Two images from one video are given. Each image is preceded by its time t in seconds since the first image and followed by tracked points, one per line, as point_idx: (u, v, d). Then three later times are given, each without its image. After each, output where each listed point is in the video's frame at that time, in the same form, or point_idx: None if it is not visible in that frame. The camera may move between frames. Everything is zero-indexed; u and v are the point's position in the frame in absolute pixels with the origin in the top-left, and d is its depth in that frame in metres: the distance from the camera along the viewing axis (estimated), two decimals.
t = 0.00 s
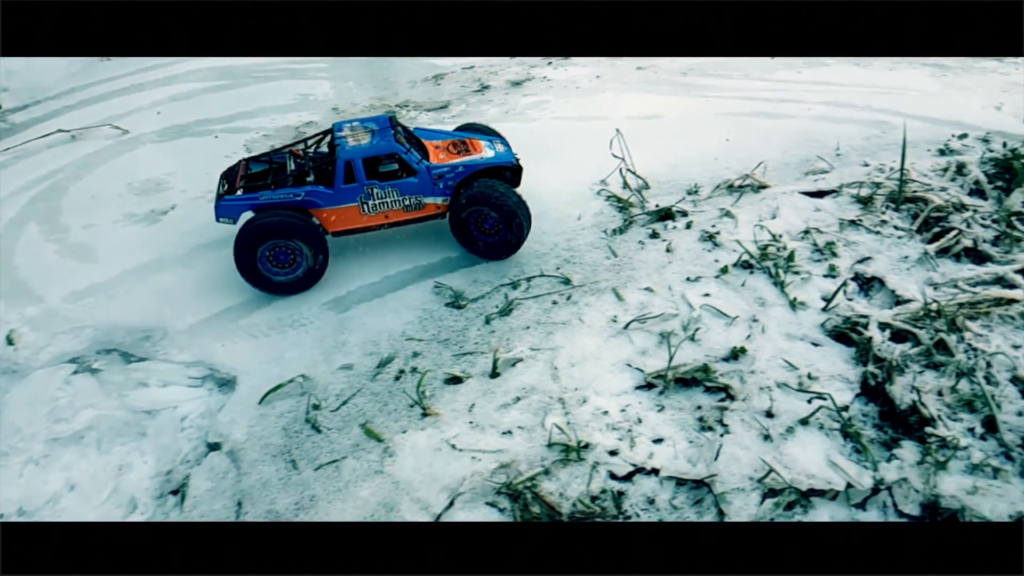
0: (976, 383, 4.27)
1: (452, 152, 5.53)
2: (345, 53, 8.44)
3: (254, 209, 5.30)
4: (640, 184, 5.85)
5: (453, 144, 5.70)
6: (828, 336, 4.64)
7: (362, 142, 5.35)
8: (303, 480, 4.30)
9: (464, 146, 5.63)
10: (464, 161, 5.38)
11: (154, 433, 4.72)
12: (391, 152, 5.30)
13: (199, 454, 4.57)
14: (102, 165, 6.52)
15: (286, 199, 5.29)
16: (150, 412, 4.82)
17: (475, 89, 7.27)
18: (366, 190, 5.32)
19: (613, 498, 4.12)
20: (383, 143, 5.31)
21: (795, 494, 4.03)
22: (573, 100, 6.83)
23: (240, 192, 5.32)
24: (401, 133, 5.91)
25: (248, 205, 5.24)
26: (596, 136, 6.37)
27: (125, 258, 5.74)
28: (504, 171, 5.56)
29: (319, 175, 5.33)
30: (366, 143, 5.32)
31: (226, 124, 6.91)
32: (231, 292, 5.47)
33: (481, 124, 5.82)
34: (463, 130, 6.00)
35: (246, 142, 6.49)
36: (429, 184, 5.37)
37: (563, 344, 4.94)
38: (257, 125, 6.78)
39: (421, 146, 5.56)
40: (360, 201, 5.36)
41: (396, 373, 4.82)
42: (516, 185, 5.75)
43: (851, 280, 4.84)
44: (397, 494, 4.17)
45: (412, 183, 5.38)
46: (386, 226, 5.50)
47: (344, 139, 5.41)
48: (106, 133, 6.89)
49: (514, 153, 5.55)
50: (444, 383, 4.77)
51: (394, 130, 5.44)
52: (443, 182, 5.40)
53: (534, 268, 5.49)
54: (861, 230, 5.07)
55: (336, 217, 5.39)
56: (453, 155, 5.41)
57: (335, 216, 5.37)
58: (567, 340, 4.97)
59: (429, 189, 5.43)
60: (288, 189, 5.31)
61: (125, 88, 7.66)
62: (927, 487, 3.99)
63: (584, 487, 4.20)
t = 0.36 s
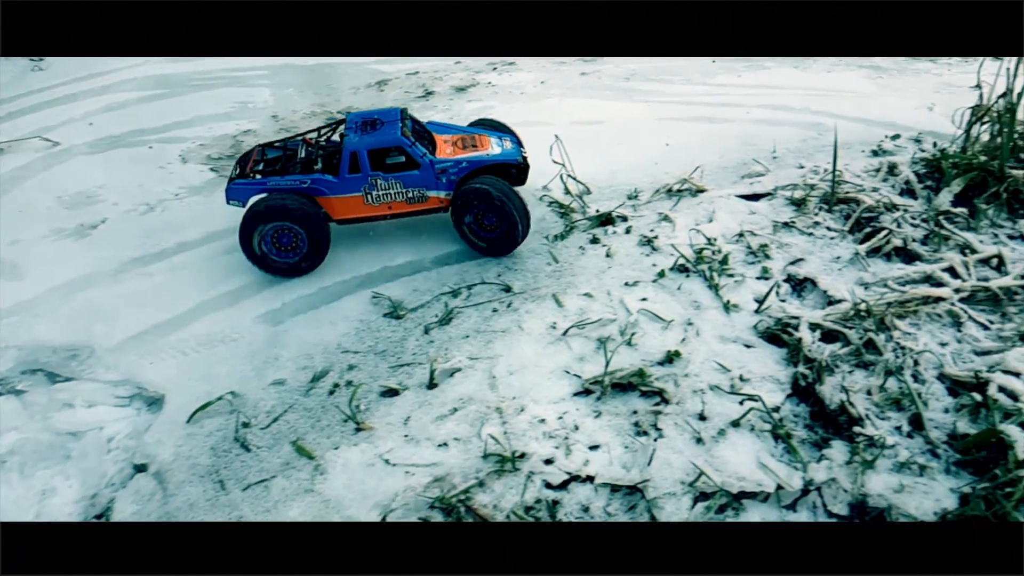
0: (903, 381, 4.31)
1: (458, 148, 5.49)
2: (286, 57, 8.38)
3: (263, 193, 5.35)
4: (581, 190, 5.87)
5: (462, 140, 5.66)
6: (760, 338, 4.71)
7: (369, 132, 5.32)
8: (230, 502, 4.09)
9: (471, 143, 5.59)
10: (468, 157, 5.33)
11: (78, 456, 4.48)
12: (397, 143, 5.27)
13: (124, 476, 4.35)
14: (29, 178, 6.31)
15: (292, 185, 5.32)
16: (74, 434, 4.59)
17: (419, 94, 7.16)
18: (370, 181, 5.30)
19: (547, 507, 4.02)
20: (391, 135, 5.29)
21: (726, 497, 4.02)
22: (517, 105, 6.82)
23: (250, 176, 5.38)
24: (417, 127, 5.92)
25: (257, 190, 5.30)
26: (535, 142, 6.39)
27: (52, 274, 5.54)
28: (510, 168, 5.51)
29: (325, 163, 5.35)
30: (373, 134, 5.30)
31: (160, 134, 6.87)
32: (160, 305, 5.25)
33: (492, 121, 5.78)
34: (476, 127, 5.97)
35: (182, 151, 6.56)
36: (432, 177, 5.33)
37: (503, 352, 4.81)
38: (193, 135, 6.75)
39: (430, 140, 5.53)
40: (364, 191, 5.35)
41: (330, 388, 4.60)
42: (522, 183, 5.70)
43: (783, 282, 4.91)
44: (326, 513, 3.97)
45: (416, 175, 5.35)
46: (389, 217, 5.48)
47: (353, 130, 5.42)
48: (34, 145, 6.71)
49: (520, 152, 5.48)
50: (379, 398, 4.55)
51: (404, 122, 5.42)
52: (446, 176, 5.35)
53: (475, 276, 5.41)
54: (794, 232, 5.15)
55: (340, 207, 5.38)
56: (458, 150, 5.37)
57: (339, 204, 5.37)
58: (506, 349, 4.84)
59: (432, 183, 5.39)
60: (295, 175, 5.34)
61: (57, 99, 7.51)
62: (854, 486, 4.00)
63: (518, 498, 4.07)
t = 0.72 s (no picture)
0: (828, 384, 4.36)
1: (471, 147, 5.50)
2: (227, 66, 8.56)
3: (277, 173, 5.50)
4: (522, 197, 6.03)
5: (477, 140, 5.66)
6: (691, 343, 4.78)
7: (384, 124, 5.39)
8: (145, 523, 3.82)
9: (485, 144, 5.58)
10: (476, 157, 5.32)
11: None
12: (408, 137, 5.31)
13: (39, 498, 4.06)
14: None
15: (304, 168, 5.45)
16: None
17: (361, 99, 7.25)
18: (379, 171, 5.37)
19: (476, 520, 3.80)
20: (403, 128, 5.32)
21: (654, 504, 3.96)
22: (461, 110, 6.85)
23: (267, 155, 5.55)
24: (439, 122, 5.96)
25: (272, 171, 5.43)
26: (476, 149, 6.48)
27: None
28: (521, 171, 5.48)
29: (338, 150, 5.45)
30: (388, 126, 5.35)
31: (91, 141, 6.80)
32: (83, 319, 5.08)
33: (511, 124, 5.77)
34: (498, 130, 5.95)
35: (112, 159, 6.52)
36: (438, 173, 5.35)
37: (437, 362, 4.69)
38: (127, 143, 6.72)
39: (444, 137, 5.56)
40: (372, 181, 5.42)
41: (256, 403, 4.47)
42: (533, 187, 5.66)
43: (714, 287, 5.03)
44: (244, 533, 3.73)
45: (424, 170, 5.38)
46: (396, 208, 5.54)
47: (369, 121, 5.50)
48: None
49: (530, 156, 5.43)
50: (307, 412, 4.40)
51: (419, 117, 5.44)
52: (452, 174, 5.35)
53: (412, 284, 5.33)
54: (726, 238, 5.29)
55: (349, 193, 5.50)
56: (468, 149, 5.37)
57: (347, 191, 5.48)
58: (441, 358, 4.73)
59: (439, 179, 5.41)
60: (308, 159, 5.48)
61: None
62: (780, 490, 3.99)
63: (447, 512, 3.89)
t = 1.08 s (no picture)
0: (769, 390, 4.39)
1: (486, 150, 5.56)
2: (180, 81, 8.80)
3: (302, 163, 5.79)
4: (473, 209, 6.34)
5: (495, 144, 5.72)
6: (637, 351, 4.79)
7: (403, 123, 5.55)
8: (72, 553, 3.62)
9: (501, 149, 5.63)
10: (486, 160, 5.36)
11: None
12: (422, 136, 5.45)
13: None
14: None
15: (324, 159, 5.73)
16: None
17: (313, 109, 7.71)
18: (392, 167, 5.56)
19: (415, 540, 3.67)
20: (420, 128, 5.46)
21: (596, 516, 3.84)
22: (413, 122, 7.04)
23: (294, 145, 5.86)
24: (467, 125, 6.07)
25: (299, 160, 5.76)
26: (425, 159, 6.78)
27: None
28: (534, 177, 5.49)
29: (358, 144, 5.69)
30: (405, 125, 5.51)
31: (36, 157, 6.84)
32: (19, 339, 4.95)
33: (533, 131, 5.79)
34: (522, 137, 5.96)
35: (55, 176, 6.51)
36: (448, 173, 5.45)
37: (382, 377, 4.62)
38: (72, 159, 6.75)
39: (462, 139, 5.65)
40: (386, 176, 5.61)
41: (195, 424, 4.38)
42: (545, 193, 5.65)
43: (660, 294, 5.08)
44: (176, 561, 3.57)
45: (435, 169, 5.51)
46: (407, 205, 5.71)
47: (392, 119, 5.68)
48: None
49: (543, 162, 5.42)
50: (247, 432, 4.31)
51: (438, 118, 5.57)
52: (462, 175, 5.44)
53: (359, 297, 5.30)
54: (672, 245, 5.41)
55: (363, 186, 5.72)
56: (481, 151, 5.44)
57: (363, 184, 5.70)
58: (386, 373, 4.66)
59: (448, 179, 5.51)
60: (329, 151, 5.75)
61: None
62: (720, 498, 3.93)
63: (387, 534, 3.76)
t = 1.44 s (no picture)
0: (706, 400, 4.40)
1: (486, 159, 5.52)
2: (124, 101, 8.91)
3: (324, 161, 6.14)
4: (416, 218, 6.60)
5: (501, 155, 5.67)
6: (580, 364, 4.79)
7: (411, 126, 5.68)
8: None
9: (505, 159, 5.57)
10: (481, 168, 5.33)
11: None
12: (424, 140, 5.54)
13: None
14: None
15: (341, 157, 6.05)
16: None
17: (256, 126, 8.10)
18: (396, 169, 5.75)
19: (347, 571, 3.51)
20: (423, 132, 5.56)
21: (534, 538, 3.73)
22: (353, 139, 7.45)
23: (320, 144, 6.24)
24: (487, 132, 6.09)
25: (321, 157, 6.11)
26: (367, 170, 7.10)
27: None
28: (531, 190, 5.38)
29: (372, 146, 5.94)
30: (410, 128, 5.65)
31: None
32: None
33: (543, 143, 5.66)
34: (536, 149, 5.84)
35: None
36: (444, 179, 5.51)
37: (319, 401, 4.54)
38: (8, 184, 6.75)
39: (466, 147, 5.66)
40: (391, 177, 5.81)
41: (127, 455, 4.24)
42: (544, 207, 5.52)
43: (603, 306, 5.16)
44: None
45: (434, 174, 5.58)
46: (409, 207, 5.87)
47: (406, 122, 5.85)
48: None
49: (539, 175, 5.28)
50: (179, 462, 4.18)
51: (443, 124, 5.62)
52: (457, 182, 5.46)
53: (298, 319, 5.25)
54: (615, 256, 5.57)
55: (371, 186, 5.97)
56: (478, 159, 5.42)
57: (372, 183, 5.96)
58: (324, 396, 4.59)
59: (446, 185, 5.56)
60: (347, 151, 6.06)
61: None
62: (658, 512, 3.81)
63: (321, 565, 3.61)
